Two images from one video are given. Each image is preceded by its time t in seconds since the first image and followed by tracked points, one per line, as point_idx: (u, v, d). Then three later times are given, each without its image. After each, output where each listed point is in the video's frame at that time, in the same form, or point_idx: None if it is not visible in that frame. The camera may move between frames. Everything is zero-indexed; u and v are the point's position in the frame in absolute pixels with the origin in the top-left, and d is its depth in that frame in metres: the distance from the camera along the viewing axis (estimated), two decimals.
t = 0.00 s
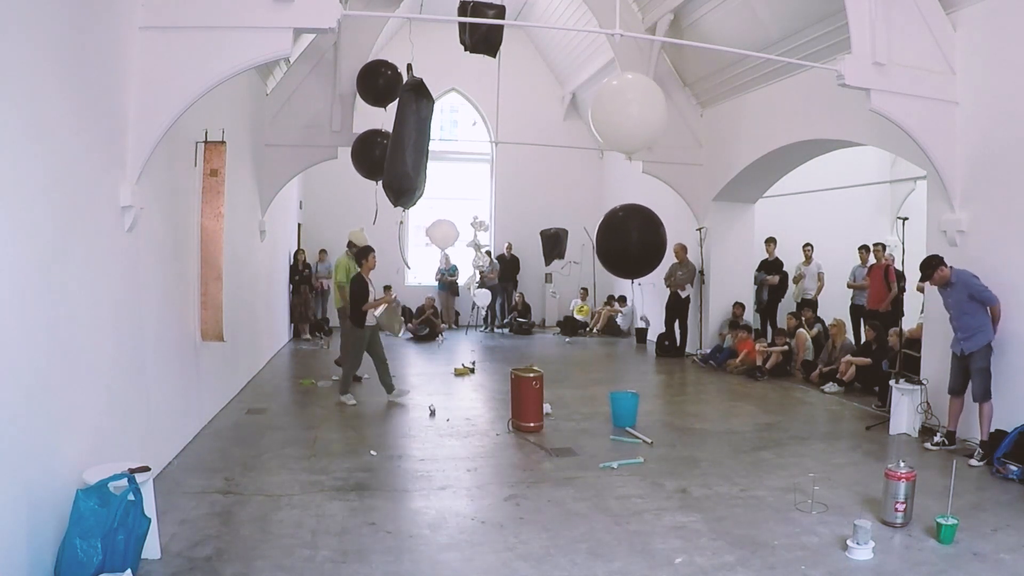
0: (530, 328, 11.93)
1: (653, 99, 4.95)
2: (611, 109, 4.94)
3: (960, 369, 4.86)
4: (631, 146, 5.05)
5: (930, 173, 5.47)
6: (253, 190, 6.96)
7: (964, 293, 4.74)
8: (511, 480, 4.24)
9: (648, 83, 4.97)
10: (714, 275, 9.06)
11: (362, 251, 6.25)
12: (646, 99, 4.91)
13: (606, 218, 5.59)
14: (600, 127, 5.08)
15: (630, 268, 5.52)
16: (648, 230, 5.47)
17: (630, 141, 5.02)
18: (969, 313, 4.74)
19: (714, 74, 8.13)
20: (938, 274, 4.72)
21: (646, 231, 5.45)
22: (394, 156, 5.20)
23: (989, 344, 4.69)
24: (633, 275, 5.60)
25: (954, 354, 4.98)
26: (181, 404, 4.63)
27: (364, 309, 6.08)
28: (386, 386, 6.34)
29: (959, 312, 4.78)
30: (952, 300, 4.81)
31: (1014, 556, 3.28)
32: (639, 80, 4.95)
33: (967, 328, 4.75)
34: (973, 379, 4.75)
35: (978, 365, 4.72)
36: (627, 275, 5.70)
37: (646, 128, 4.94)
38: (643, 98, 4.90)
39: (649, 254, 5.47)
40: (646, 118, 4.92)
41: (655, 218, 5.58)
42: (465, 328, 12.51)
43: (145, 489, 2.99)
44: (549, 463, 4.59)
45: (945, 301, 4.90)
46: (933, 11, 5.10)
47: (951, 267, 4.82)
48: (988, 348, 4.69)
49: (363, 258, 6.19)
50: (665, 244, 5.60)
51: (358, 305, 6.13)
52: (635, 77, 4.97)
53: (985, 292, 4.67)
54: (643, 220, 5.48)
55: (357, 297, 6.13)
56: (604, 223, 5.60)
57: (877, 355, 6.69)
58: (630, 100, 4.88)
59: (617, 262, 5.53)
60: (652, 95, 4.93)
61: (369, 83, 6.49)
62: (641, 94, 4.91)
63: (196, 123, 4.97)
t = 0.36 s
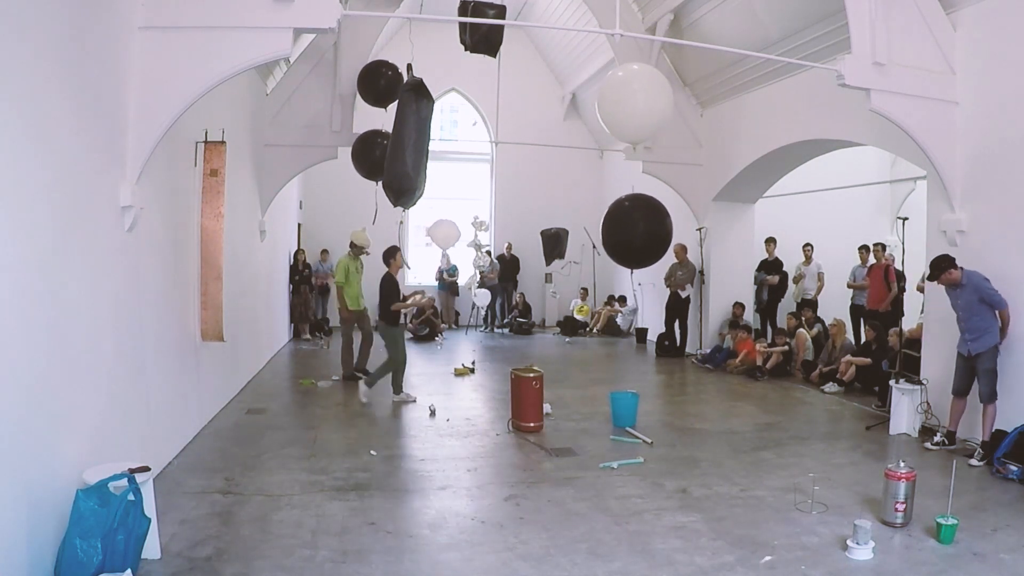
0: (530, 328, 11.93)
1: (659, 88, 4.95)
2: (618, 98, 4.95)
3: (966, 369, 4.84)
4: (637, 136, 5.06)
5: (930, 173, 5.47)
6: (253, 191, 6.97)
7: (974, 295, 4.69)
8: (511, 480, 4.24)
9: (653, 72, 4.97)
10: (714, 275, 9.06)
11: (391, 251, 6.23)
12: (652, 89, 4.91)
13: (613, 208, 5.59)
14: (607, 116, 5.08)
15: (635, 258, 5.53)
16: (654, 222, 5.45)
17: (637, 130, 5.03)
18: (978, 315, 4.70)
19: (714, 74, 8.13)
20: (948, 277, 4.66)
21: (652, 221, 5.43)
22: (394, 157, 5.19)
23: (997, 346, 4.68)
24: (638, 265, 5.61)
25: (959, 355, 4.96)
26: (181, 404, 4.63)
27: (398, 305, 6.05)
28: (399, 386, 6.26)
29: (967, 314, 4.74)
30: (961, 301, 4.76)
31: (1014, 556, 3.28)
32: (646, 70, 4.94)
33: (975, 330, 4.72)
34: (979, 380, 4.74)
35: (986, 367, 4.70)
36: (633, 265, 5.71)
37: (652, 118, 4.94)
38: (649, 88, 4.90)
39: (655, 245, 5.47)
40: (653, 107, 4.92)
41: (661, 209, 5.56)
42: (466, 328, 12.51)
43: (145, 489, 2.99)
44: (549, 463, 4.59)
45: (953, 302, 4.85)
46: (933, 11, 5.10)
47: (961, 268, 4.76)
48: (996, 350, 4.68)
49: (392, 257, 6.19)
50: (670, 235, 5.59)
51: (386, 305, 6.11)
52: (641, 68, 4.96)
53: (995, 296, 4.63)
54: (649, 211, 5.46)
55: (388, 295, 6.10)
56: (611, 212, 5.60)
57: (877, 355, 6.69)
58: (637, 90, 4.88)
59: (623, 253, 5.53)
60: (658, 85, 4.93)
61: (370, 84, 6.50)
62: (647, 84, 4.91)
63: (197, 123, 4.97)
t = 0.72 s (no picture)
0: (530, 328, 11.93)
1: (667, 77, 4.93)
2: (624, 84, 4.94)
3: (968, 369, 4.84)
4: (644, 124, 5.06)
5: (930, 173, 5.47)
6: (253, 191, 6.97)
7: (982, 295, 4.68)
8: (511, 480, 4.24)
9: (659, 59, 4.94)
10: (714, 275, 9.05)
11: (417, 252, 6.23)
12: (658, 78, 4.89)
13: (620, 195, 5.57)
14: (614, 104, 5.08)
15: (642, 246, 5.52)
16: (662, 210, 5.43)
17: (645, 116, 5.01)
18: (985, 315, 4.69)
19: (714, 74, 8.13)
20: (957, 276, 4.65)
21: (660, 210, 5.42)
22: (394, 154, 5.19)
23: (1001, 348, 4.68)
24: (644, 251, 5.61)
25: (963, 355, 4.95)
26: (181, 404, 4.63)
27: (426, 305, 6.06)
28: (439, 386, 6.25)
29: (974, 314, 4.73)
30: (969, 301, 4.75)
31: (1015, 556, 3.28)
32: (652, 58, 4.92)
33: (980, 330, 4.71)
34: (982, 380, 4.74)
35: (989, 367, 4.70)
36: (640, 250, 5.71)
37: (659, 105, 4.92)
38: (655, 76, 4.88)
39: (663, 233, 5.47)
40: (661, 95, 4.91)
41: (668, 196, 5.53)
42: (466, 328, 12.51)
43: (145, 489, 2.99)
44: (549, 463, 4.59)
45: (960, 301, 4.84)
46: (932, 11, 5.10)
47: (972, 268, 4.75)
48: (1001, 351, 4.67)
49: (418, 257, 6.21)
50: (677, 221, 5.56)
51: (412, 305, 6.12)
52: (647, 56, 4.94)
53: (1004, 298, 4.62)
54: (657, 198, 5.44)
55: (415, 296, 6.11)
56: (618, 199, 5.58)
57: (877, 355, 6.69)
58: (643, 79, 4.87)
59: (630, 240, 5.54)
60: (664, 73, 4.90)
61: (371, 83, 6.50)
62: (654, 72, 4.89)
63: (197, 123, 4.97)
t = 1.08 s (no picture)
0: (530, 328, 11.92)
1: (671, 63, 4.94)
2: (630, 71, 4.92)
3: (971, 369, 4.84)
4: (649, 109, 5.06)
5: (930, 174, 5.47)
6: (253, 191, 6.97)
7: (990, 295, 4.68)
8: (511, 480, 4.24)
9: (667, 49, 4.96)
10: (714, 275, 9.05)
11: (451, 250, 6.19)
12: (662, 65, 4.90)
13: (625, 180, 5.39)
14: (620, 90, 5.08)
15: (647, 231, 5.33)
16: (668, 194, 5.23)
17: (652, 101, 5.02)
18: (991, 315, 4.68)
19: (714, 74, 8.13)
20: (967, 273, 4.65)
21: (665, 193, 5.21)
22: (394, 152, 5.19)
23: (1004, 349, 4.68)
24: (649, 238, 5.41)
25: (965, 355, 4.95)
26: (181, 404, 4.63)
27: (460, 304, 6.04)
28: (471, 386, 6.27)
29: (979, 313, 4.72)
30: (976, 300, 4.74)
31: (1015, 556, 3.28)
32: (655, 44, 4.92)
33: (984, 329, 4.71)
34: (984, 381, 4.74)
35: (991, 368, 4.70)
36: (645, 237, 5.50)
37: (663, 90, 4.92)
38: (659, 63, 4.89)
39: (667, 218, 5.25)
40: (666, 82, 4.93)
41: (674, 180, 5.34)
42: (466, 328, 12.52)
43: (145, 489, 2.99)
44: (549, 463, 4.59)
45: (967, 300, 4.83)
46: (932, 10, 5.10)
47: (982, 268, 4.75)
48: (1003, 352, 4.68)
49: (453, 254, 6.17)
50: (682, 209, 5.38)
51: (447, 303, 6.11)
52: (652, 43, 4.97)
53: (1012, 300, 4.61)
54: (662, 182, 5.24)
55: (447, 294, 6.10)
56: (622, 184, 5.39)
57: (877, 355, 6.69)
58: (649, 66, 4.88)
59: (634, 226, 5.33)
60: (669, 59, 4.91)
61: (371, 83, 6.50)
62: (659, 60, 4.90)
63: (197, 124, 4.97)
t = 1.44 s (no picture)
0: (530, 328, 11.92)
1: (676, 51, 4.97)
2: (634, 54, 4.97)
3: (971, 368, 4.85)
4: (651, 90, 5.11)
5: (930, 174, 5.47)
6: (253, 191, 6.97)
7: (995, 292, 4.67)
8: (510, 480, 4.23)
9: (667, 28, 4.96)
10: (714, 275, 9.05)
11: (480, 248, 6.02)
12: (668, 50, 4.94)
13: (629, 162, 5.38)
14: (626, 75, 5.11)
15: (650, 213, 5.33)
16: (673, 176, 5.21)
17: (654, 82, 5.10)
18: (994, 313, 4.68)
19: (714, 74, 8.12)
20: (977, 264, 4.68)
21: (670, 175, 5.20)
22: (394, 152, 5.19)
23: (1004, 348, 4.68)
24: (654, 219, 5.40)
25: (966, 353, 4.95)
26: (181, 404, 4.63)
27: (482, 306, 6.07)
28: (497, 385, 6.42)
29: (983, 309, 4.71)
30: (981, 296, 4.73)
31: (1014, 556, 3.28)
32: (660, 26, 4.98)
33: (986, 327, 4.70)
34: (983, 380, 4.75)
35: (990, 368, 4.70)
36: (649, 220, 5.50)
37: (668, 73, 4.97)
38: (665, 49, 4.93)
39: (672, 201, 5.24)
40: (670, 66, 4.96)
41: (679, 163, 5.32)
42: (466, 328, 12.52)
43: (145, 489, 2.99)
44: (549, 463, 4.59)
45: (972, 296, 4.83)
46: (932, 10, 5.10)
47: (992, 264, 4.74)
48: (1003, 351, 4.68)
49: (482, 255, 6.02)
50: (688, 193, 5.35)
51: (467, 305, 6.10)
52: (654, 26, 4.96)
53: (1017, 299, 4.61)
54: (667, 164, 5.23)
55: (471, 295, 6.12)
56: (628, 166, 5.39)
57: (877, 355, 6.69)
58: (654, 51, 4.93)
59: (638, 207, 5.33)
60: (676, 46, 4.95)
61: (370, 82, 6.50)
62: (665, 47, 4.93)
63: (197, 123, 4.97)
